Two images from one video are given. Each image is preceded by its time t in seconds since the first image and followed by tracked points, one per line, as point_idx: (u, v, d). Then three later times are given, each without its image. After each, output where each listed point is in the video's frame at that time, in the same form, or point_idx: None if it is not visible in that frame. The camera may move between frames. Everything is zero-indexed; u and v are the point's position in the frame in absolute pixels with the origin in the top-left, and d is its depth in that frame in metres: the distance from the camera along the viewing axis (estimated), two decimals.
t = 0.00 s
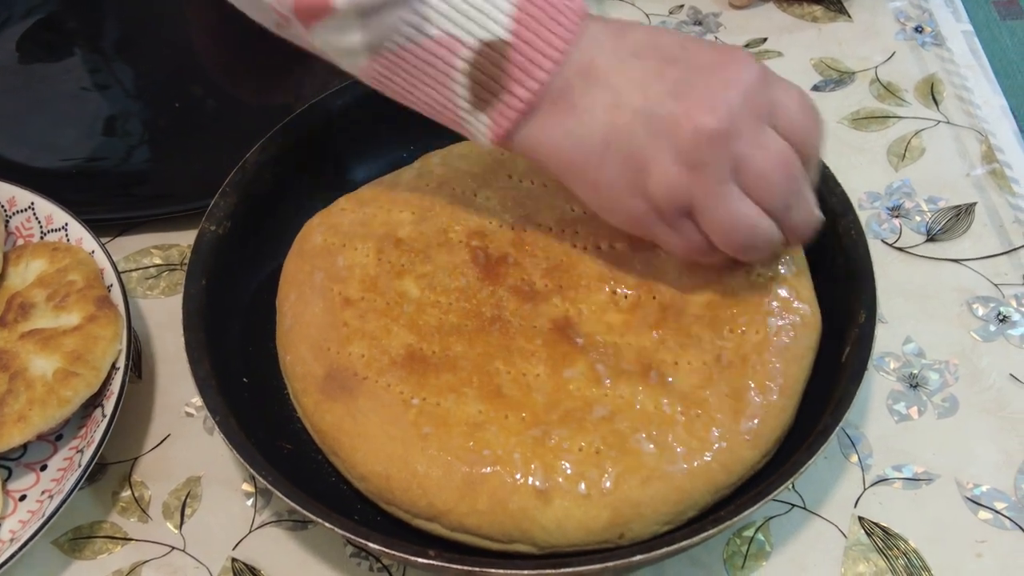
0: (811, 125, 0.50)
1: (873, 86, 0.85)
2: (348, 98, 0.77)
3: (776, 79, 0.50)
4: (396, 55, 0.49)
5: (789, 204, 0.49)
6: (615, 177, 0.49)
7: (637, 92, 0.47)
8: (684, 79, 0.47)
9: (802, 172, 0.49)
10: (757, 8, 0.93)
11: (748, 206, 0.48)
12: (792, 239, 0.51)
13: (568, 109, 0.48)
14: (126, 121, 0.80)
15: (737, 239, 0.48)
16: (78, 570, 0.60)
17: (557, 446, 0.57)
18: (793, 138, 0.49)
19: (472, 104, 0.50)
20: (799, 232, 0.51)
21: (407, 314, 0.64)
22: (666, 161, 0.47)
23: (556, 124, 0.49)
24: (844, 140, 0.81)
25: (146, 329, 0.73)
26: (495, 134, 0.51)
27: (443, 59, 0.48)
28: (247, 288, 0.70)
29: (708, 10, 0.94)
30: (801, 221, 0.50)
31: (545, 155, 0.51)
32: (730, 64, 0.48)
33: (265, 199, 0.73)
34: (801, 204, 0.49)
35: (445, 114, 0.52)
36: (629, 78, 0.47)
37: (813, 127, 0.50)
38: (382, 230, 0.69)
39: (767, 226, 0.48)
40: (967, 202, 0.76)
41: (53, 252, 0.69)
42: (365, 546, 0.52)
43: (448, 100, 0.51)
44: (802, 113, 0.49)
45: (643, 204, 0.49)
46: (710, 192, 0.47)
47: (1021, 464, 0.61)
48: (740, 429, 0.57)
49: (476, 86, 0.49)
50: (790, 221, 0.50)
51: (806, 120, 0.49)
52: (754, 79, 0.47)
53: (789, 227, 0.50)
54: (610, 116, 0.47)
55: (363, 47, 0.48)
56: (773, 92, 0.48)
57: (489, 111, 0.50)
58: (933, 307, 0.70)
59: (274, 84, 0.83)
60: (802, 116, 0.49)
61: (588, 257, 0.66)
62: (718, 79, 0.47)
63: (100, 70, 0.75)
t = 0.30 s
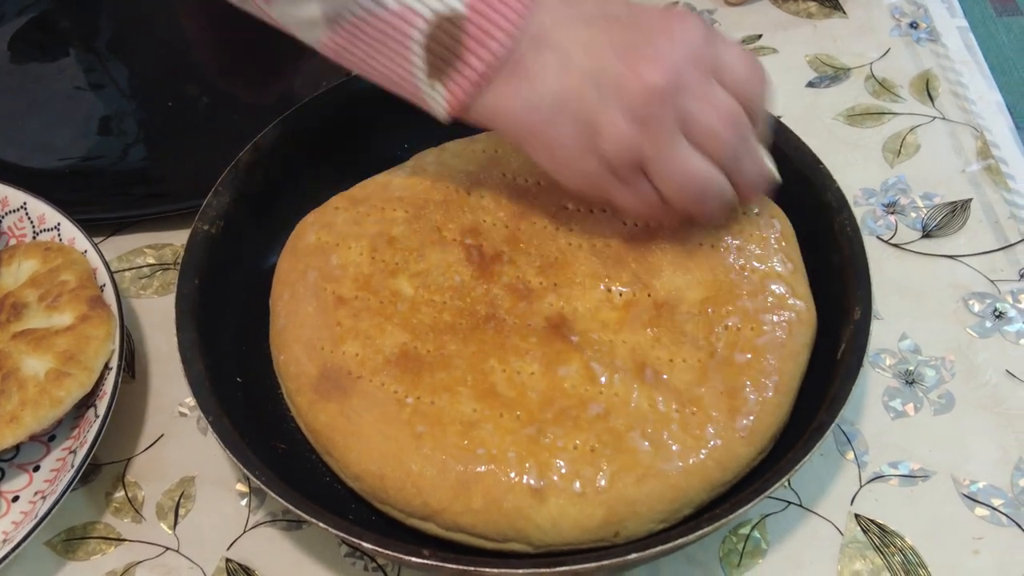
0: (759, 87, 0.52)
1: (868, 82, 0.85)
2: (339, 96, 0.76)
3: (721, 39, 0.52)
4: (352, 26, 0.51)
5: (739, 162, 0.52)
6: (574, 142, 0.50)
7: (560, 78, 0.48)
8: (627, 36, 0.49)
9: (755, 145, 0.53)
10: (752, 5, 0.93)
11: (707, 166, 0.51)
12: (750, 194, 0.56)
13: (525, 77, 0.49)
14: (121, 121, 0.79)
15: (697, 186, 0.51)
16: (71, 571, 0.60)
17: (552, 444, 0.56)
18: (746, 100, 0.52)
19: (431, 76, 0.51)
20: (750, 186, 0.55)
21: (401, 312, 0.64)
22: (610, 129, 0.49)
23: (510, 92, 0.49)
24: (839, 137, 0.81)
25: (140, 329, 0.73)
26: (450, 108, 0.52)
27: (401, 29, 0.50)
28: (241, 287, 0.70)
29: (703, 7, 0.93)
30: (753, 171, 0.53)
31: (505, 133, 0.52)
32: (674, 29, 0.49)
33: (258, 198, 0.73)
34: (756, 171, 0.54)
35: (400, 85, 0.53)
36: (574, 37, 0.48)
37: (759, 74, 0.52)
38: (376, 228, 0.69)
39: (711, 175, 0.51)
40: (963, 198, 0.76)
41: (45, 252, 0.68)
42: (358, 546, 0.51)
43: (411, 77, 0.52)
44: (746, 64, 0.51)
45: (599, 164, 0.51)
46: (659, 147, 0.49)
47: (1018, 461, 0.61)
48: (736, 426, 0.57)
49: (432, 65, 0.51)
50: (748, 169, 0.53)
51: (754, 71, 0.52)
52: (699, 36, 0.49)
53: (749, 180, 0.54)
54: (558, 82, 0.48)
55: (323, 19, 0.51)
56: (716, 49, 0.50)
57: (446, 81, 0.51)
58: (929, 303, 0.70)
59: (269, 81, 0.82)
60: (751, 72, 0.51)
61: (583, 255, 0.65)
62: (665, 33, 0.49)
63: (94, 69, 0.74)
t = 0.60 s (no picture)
0: (680, 198, 0.46)
1: (860, 83, 0.85)
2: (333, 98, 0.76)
3: (631, 130, 0.45)
4: (279, 62, 0.45)
5: (644, 263, 0.45)
6: (473, 208, 0.43)
7: (486, 139, 0.43)
8: (537, 119, 0.43)
9: (670, 245, 0.47)
10: (743, 6, 0.93)
11: (602, 278, 0.44)
12: (666, 283, 0.50)
13: (436, 134, 0.44)
14: (116, 122, 0.80)
15: (580, 287, 0.44)
16: None
17: (543, 447, 0.57)
18: (665, 214, 0.45)
19: (348, 123, 0.46)
20: (668, 281, 0.50)
21: (393, 316, 0.64)
22: (499, 206, 0.42)
23: (421, 145, 0.45)
24: (831, 138, 0.81)
25: (133, 333, 0.73)
26: (365, 156, 0.46)
27: (320, 70, 0.45)
28: (234, 291, 0.70)
29: (695, 8, 0.93)
30: (661, 280, 0.48)
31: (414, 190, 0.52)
32: (583, 114, 0.43)
33: (251, 200, 0.73)
34: (668, 270, 0.48)
35: (321, 125, 0.47)
36: (490, 110, 0.44)
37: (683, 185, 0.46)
38: (369, 232, 0.69)
39: (603, 277, 0.44)
40: (954, 199, 0.76)
41: (38, 256, 0.68)
42: (351, 549, 0.52)
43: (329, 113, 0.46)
44: (659, 167, 0.44)
45: (488, 247, 0.45)
46: (542, 246, 0.43)
47: (1008, 461, 0.61)
48: (726, 428, 0.57)
49: (352, 105, 0.46)
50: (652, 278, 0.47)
51: (671, 182, 0.45)
52: (606, 126, 0.43)
53: (666, 280, 0.49)
54: (462, 146, 0.44)
55: (250, 47, 0.45)
56: (626, 143, 0.44)
57: (364, 129, 0.46)
58: (920, 304, 0.70)
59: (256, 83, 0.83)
60: (665, 176, 0.44)
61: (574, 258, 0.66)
62: (567, 122, 0.43)
63: (90, 74, 0.80)
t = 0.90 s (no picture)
0: (618, 214, 0.41)
1: (858, 83, 0.85)
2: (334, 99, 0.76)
3: (570, 145, 0.41)
4: (239, 60, 0.41)
5: (581, 281, 0.43)
6: (410, 206, 0.39)
7: (438, 129, 0.39)
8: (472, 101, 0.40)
9: (605, 261, 0.43)
10: (742, 6, 0.93)
11: (536, 286, 0.40)
12: (598, 303, 0.47)
13: (377, 137, 0.40)
14: (115, 121, 0.80)
15: (507, 298, 0.40)
16: None
17: (546, 447, 0.57)
18: (604, 235, 0.41)
19: (301, 121, 0.42)
20: (601, 301, 0.46)
21: (395, 317, 0.64)
22: (432, 216, 0.38)
23: (365, 147, 0.40)
24: (829, 137, 0.81)
25: (136, 333, 0.73)
26: (316, 156, 0.42)
27: (272, 72, 0.41)
28: (236, 292, 0.70)
29: (693, 9, 0.94)
30: (603, 300, 0.46)
31: (359, 191, 0.51)
32: (526, 125, 0.39)
33: (252, 201, 0.73)
34: (604, 287, 0.45)
35: (276, 125, 0.43)
36: (433, 119, 0.39)
37: (625, 222, 0.43)
38: (370, 233, 0.70)
39: (538, 293, 0.40)
40: (952, 198, 0.76)
41: (40, 258, 0.69)
42: (355, 549, 0.52)
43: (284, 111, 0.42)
44: (597, 185, 0.40)
45: (420, 252, 0.40)
46: (476, 256, 0.38)
47: (1007, 459, 0.62)
48: (727, 427, 0.57)
49: (303, 108, 0.42)
50: (587, 292, 0.44)
51: (608, 198, 0.40)
52: (545, 144, 0.39)
53: (602, 302, 0.47)
54: (404, 156, 0.39)
55: (208, 44, 0.41)
56: (564, 161, 0.39)
57: (315, 128, 0.41)
58: (919, 303, 0.70)
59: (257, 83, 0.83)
60: (602, 192, 0.40)
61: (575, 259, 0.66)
62: (475, 79, 0.41)
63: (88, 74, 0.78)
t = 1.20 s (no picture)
0: (522, 157, 0.48)
1: (856, 82, 0.86)
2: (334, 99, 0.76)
3: (480, 95, 0.46)
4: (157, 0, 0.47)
5: (474, 229, 0.49)
6: (321, 157, 0.43)
7: (352, 73, 0.41)
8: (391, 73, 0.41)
9: (501, 211, 0.50)
10: (741, 6, 0.94)
11: (435, 229, 0.46)
12: (502, 252, 0.53)
13: (294, 84, 0.42)
14: (115, 122, 0.80)
15: (412, 241, 0.46)
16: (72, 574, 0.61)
17: (547, 444, 0.57)
18: (503, 180, 0.47)
19: (217, 63, 0.46)
20: (500, 248, 0.53)
21: (396, 316, 0.64)
22: (344, 158, 0.42)
23: (287, 94, 0.43)
24: (828, 136, 0.82)
25: (138, 333, 0.74)
26: (235, 99, 0.45)
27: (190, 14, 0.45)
28: (237, 291, 0.70)
29: (692, 8, 0.94)
30: (488, 246, 0.51)
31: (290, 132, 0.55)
32: (434, 72, 0.42)
33: (253, 200, 0.73)
34: (501, 235, 0.51)
35: (197, 63, 0.47)
36: (347, 70, 0.41)
37: (527, 187, 0.50)
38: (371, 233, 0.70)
39: (435, 238, 0.46)
40: (950, 196, 0.77)
41: (43, 258, 0.69)
42: (357, 547, 0.52)
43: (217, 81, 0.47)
44: (501, 137, 0.46)
45: (330, 195, 0.44)
46: (380, 201, 0.43)
47: (1005, 455, 0.62)
48: (727, 424, 0.58)
49: (221, 49, 0.45)
50: (482, 243, 0.51)
51: (513, 147, 0.47)
52: (450, 91, 0.43)
53: (507, 255, 0.54)
54: (317, 100, 0.42)
55: None
56: (471, 115, 0.44)
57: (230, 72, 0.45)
58: (918, 301, 0.71)
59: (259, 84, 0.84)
60: (505, 148, 0.46)
61: (575, 258, 0.66)
62: (415, 83, 0.42)
63: (87, 73, 0.79)
